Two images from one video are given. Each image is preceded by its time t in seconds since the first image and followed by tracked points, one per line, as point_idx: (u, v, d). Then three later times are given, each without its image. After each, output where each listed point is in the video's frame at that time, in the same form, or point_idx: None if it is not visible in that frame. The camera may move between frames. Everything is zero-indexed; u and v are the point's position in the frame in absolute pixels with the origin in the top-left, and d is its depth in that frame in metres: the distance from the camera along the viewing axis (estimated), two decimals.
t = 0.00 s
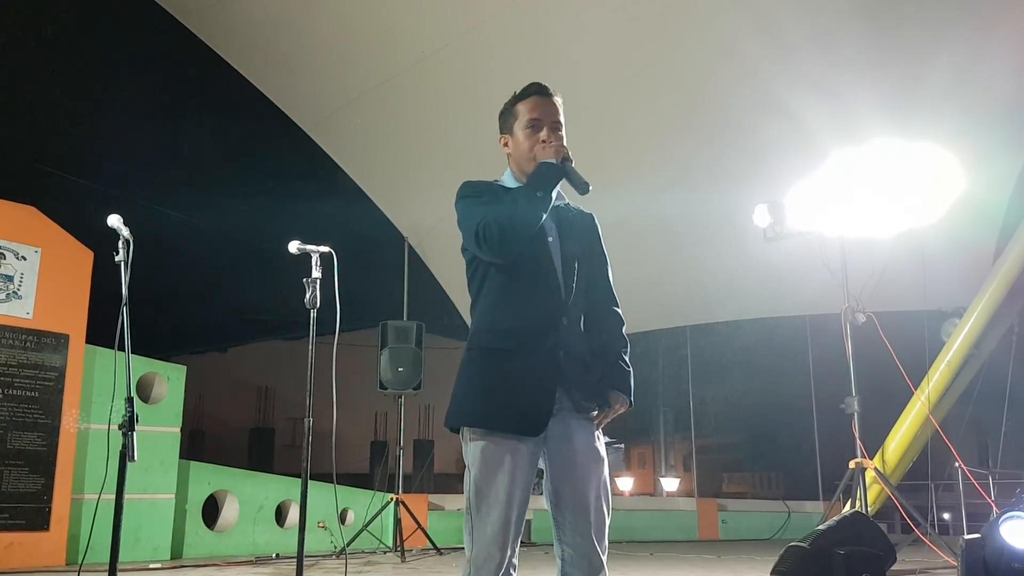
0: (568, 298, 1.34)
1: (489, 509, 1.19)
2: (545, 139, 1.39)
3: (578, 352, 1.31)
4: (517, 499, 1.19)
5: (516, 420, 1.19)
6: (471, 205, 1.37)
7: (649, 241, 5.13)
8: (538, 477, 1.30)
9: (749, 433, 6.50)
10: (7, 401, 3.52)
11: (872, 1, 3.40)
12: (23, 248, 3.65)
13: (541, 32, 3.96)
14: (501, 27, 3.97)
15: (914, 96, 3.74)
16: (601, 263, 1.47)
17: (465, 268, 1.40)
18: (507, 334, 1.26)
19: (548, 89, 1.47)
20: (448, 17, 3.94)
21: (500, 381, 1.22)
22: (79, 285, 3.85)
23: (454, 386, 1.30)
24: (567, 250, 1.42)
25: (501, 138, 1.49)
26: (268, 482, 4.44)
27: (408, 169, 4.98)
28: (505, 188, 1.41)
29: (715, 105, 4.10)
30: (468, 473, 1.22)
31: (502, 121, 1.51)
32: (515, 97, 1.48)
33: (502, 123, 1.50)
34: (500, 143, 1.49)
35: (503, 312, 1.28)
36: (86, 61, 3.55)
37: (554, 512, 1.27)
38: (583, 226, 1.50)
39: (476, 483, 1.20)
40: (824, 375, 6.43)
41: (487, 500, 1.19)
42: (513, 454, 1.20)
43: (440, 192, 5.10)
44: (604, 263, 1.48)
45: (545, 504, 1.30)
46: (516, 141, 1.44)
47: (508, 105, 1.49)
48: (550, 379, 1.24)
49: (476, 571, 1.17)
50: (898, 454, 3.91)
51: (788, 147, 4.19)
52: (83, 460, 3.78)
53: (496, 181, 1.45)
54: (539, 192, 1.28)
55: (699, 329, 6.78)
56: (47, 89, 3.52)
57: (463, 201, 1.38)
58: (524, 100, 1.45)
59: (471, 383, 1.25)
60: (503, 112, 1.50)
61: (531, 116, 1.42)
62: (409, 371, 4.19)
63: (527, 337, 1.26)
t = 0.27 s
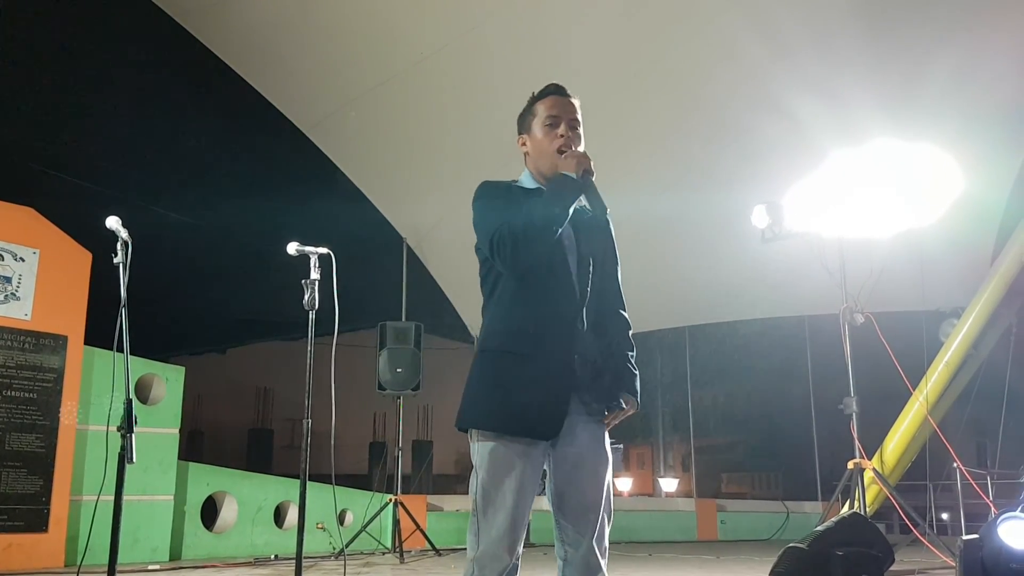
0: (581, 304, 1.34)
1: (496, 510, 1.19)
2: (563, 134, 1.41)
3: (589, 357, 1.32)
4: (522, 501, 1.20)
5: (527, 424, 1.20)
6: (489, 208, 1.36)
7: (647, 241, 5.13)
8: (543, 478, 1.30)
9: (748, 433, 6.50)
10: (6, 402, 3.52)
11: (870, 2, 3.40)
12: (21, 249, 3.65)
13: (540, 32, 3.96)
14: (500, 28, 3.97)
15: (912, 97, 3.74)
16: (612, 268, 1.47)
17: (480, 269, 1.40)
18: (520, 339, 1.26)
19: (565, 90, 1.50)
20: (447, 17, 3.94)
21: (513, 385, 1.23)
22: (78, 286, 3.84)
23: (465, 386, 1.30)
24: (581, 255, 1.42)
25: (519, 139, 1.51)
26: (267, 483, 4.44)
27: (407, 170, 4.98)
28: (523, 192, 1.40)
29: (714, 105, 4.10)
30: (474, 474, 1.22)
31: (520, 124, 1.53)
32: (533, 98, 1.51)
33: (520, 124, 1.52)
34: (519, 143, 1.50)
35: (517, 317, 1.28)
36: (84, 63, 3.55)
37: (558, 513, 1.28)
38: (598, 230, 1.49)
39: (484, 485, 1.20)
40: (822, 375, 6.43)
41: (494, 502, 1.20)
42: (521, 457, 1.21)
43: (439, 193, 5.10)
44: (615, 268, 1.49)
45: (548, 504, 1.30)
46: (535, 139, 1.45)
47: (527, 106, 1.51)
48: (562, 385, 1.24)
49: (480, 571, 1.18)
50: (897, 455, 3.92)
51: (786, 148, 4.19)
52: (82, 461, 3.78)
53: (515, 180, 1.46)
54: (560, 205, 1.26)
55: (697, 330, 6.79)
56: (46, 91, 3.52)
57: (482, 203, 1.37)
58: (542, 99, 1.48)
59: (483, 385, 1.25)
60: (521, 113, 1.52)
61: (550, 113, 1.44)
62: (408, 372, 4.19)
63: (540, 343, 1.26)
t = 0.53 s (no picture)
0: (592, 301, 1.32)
1: (508, 499, 1.18)
2: (573, 138, 1.39)
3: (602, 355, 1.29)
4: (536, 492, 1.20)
5: (532, 420, 1.18)
6: (499, 208, 1.37)
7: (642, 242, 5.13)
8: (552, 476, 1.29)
9: (743, 433, 6.51)
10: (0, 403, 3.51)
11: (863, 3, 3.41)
12: (15, 250, 3.64)
13: (536, 32, 3.96)
14: (495, 28, 3.97)
15: (906, 97, 3.76)
16: (632, 266, 1.44)
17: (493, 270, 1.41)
18: (530, 336, 1.24)
19: (580, 96, 1.48)
20: (443, 17, 3.94)
21: (519, 382, 1.22)
22: (72, 286, 3.82)
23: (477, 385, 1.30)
24: (595, 253, 1.40)
25: (534, 144, 1.49)
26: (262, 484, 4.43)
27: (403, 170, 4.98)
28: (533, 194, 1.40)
29: (709, 105, 4.10)
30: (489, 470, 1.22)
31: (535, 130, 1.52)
32: (548, 104, 1.49)
33: (536, 129, 1.50)
34: (533, 149, 1.49)
35: (524, 314, 1.27)
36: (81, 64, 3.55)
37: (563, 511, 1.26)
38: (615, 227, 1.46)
39: (499, 473, 1.20)
40: (817, 375, 6.44)
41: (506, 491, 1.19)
42: (536, 450, 1.20)
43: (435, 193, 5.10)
44: (635, 265, 1.45)
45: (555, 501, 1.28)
46: (547, 144, 1.43)
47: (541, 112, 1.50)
48: (569, 382, 1.22)
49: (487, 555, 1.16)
50: (891, 455, 3.93)
51: (781, 148, 4.20)
52: (76, 462, 3.78)
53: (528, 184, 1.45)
54: (554, 208, 1.30)
55: (692, 330, 6.79)
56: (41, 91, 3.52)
57: (491, 204, 1.39)
58: (555, 104, 1.47)
59: (491, 382, 1.25)
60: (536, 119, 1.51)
61: (562, 118, 1.42)
62: (404, 372, 4.19)
63: (548, 339, 1.24)
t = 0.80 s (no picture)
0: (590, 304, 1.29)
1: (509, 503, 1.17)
2: (575, 143, 1.33)
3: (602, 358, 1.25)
4: (546, 494, 1.18)
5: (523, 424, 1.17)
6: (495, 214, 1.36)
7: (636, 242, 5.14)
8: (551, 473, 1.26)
9: (736, 433, 6.53)
10: None
11: (855, 3, 3.42)
12: (6, 248, 3.61)
13: (530, 32, 3.96)
14: (490, 27, 3.97)
15: (898, 98, 3.77)
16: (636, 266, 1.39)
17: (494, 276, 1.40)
18: (522, 341, 1.22)
19: (585, 94, 1.42)
20: (437, 16, 3.93)
21: (511, 388, 1.20)
22: (64, 285, 3.82)
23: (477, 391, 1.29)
24: (596, 253, 1.36)
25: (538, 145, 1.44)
26: (254, 484, 4.42)
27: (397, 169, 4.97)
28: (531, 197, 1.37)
29: (703, 105, 4.10)
30: (495, 475, 1.21)
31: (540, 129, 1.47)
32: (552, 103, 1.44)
33: (540, 130, 1.45)
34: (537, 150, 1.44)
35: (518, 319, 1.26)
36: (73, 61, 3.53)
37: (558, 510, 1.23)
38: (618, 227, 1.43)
39: (501, 478, 1.19)
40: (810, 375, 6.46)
41: (507, 495, 1.18)
42: (532, 452, 1.18)
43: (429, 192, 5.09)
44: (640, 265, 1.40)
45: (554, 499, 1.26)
46: (550, 148, 1.39)
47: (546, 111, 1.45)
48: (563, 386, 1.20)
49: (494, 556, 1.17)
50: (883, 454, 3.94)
51: (773, 147, 4.20)
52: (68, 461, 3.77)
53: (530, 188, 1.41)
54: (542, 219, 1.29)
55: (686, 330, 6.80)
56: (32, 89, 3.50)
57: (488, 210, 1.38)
58: (559, 104, 1.41)
59: (486, 388, 1.24)
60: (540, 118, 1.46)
61: (565, 121, 1.37)
62: (397, 372, 4.18)
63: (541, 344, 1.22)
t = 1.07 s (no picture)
0: (591, 302, 1.29)
1: (512, 498, 1.18)
2: (567, 150, 1.34)
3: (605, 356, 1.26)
4: (548, 491, 1.18)
5: (532, 423, 1.17)
6: (494, 212, 1.34)
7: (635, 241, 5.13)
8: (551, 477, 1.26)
9: (734, 432, 6.54)
10: None
11: (853, 4, 3.43)
12: (5, 246, 3.58)
13: (528, 31, 3.96)
14: (488, 25, 3.97)
15: (894, 98, 3.78)
16: (633, 263, 1.41)
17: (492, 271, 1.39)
18: (530, 340, 1.22)
19: (574, 94, 1.42)
20: (436, 15, 3.93)
21: (517, 387, 1.20)
22: (61, 284, 3.79)
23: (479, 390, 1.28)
24: (595, 250, 1.36)
25: (527, 145, 1.44)
26: (252, 482, 4.42)
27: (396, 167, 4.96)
28: (525, 196, 1.37)
29: (700, 104, 4.11)
30: (498, 472, 1.21)
31: (528, 128, 1.47)
32: (540, 102, 1.43)
33: (529, 128, 1.45)
34: (527, 150, 1.45)
35: (521, 317, 1.25)
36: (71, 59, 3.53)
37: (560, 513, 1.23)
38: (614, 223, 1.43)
39: (505, 473, 1.19)
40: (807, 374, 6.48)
41: (511, 490, 1.18)
42: (538, 452, 1.18)
43: (428, 191, 5.09)
44: (637, 261, 1.42)
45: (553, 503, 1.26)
46: (541, 150, 1.39)
47: (535, 109, 1.44)
48: (569, 384, 1.20)
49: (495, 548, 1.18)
50: (880, 454, 3.94)
51: (769, 147, 4.22)
52: (65, 459, 3.78)
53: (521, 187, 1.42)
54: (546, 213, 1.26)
55: (683, 329, 6.82)
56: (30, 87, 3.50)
57: (485, 207, 1.37)
58: (548, 106, 1.40)
59: (491, 388, 1.23)
60: (529, 117, 1.45)
61: (556, 124, 1.37)
62: (395, 370, 4.18)
63: (546, 341, 1.22)
